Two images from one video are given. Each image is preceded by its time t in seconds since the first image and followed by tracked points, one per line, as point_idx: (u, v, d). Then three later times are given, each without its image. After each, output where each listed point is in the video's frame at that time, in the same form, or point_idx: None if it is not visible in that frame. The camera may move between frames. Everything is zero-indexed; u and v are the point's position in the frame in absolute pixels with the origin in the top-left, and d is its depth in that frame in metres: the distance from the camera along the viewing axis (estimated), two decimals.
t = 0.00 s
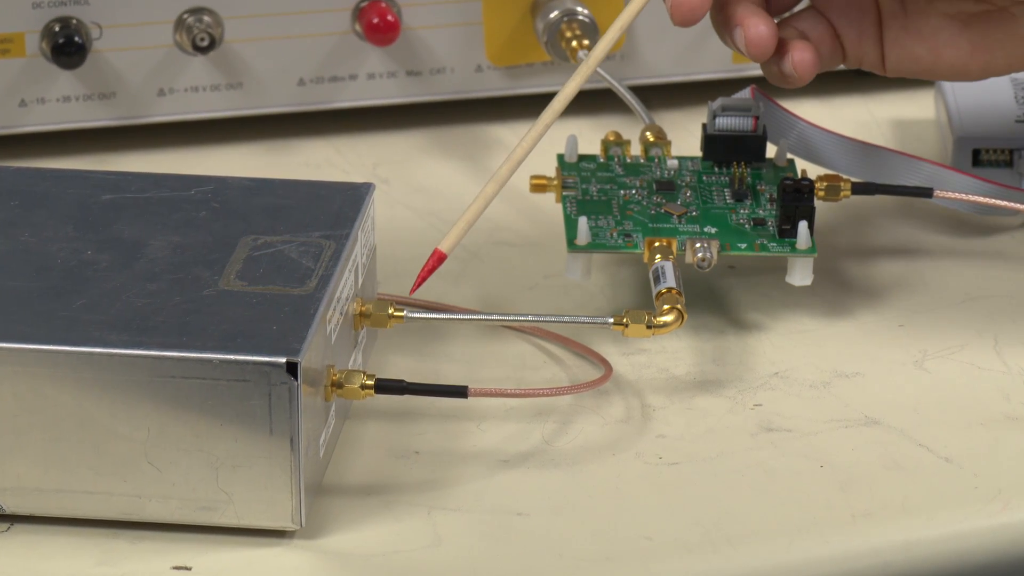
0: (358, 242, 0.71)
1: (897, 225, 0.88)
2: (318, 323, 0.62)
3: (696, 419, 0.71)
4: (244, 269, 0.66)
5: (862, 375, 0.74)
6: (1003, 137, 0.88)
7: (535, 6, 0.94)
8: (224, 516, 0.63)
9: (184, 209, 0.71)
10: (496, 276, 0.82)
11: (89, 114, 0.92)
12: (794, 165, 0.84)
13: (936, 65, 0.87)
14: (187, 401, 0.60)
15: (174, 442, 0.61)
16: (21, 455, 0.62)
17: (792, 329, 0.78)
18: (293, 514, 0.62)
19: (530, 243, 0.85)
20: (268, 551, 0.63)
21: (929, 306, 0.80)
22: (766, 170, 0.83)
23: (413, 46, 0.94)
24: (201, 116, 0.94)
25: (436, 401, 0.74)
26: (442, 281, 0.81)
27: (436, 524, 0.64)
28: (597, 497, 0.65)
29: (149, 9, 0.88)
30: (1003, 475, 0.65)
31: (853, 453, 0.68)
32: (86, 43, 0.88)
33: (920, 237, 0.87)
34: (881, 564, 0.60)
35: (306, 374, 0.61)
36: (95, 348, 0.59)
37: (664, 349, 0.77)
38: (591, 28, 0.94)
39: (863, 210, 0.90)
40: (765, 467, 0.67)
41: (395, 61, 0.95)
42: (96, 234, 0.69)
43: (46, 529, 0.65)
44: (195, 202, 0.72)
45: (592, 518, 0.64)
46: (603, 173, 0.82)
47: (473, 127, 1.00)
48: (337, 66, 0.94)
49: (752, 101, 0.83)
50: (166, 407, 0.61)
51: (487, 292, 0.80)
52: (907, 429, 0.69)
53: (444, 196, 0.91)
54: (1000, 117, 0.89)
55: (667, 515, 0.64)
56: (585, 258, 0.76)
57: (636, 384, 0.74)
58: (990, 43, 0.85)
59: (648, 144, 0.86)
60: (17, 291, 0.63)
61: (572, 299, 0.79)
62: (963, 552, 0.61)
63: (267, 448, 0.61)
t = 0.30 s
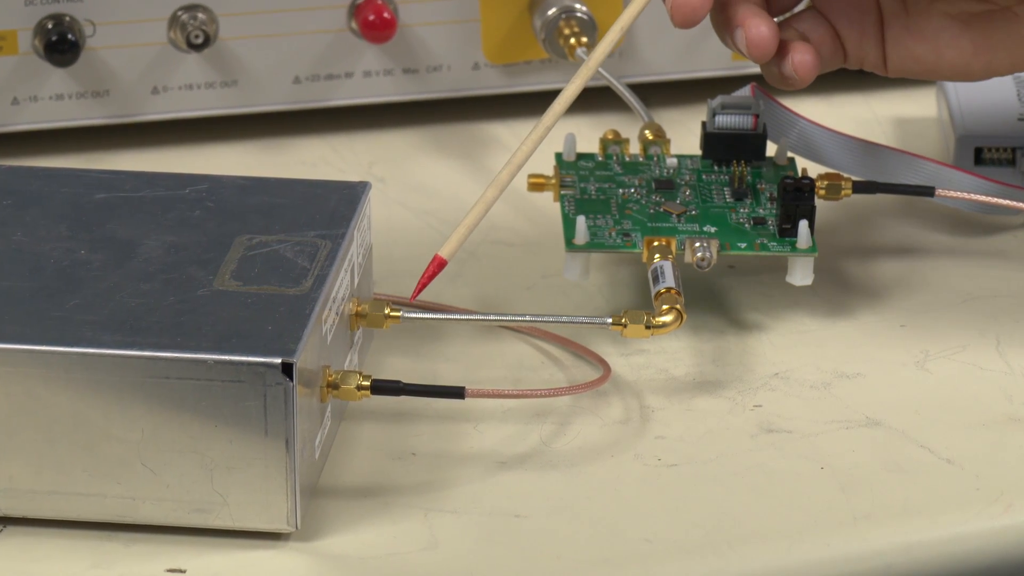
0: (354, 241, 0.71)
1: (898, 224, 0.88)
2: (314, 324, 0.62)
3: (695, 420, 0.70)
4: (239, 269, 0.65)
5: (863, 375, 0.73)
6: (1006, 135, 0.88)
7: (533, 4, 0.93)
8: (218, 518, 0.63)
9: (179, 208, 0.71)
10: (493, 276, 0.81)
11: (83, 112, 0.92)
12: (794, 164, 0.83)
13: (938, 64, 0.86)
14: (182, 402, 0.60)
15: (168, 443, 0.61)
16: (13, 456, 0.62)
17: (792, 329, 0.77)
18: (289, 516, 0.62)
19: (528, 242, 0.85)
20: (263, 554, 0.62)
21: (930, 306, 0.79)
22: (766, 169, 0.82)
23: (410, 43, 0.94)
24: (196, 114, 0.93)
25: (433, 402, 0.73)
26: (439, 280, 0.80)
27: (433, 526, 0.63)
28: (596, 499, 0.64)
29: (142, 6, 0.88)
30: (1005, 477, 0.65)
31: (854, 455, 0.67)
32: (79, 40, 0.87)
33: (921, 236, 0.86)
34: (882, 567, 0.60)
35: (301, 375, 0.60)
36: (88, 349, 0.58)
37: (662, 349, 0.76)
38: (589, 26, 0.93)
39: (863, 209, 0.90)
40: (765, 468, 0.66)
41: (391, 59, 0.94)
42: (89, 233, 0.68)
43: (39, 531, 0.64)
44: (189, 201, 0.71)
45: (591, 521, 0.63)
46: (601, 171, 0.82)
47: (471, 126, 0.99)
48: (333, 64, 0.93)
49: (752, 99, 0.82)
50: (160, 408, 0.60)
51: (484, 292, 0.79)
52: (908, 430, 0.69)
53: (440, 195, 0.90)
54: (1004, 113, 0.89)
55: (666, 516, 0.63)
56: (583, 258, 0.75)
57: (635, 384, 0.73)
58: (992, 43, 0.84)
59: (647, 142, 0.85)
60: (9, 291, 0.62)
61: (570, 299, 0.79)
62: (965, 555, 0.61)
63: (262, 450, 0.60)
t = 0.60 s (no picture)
0: (348, 241, 0.70)
1: (897, 223, 0.87)
2: (308, 324, 0.61)
3: (693, 421, 0.69)
4: (232, 269, 0.64)
5: (862, 376, 0.72)
6: (1007, 134, 0.87)
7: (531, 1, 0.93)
8: (212, 520, 0.62)
9: (171, 207, 0.70)
10: (489, 276, 0.80)
11: (75, 111, 0.91)
12: (793, 162, 0.83)
13: (938, 61, 0.86)
14: (175, 403, 0.59)
15: (161, 445, 0.60)
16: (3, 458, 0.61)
17: (791, 330, 0.77)
18: (283, 518, 0.61)
19: (525, 242, 0.84)
20: (256, 556, 0.62)
21: (930, 306, 0.78)
22: (764, 168, 0.81)
23: (405, 41, 0.93)
24: (190, 112, 0.93)
25: (428, 403, 0.72)
26: (434, 280, 0.79)
27: (428, 528, 0.62)
28: (593, 501, 0.64)
29: (135, 3, 0.87)
30: (1006, 478, 0.64)
31: (853, 456, 0.66)
32: (71, 38, 0.87)
33: (920, 235, 0.86)
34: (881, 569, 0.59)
35: (295, 376, 0.59)
36: (80, 350, 0.58)
37: (660, 350, 0.75)
38: (586, 23, 0.92)
39: (862, 208, 0.89)
40: (763, 470, 0.65)
41: (386, 57, 0.93)
42: (81, 233, 0.67)
43: (30, 534, 0.63)
44: (182, 201, 0.71)
45: (588, 523, 0.62)
46: (598, 170, 0.81)
47: (467, 125, 0.99)
48: (327, 61, 0.93)
49: (751, 98, 0.82)
50: (153, 410, 0.59)
51: (480, 292, 0.78)
52: (908, 431, 0.68)
53: (436, 194, 0.90)
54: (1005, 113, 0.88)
55: (664, 519, 0.62)
56: (580, 257, 0.74)
57: (632, 385, 0.72)
58: (993, 40, 0.84)
59: (643, 141, 0.84)
60: None
61: (566, 299, 0.78)
62: (965, 556, 0.60)
63: (256, 452, 0.60)
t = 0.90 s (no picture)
0: (343, 241, 0.69)
1: (896, 223, 0.87)
2: (302, 324, 0.60)
3: (691, 422, 0.69)
4: (226, 269, 0.64)
5: (862, 377, 0.72)
6: (1007, 132, 0.87)
7: None
8: (206, 522, 0.61)
9: (164, 207, 0.69)
10: (485, 276, 0.79)
11: (67, 110, 0.90)
12: (792, 161, 0.82)
13: (939, 60, 0.85)
14: (168, 405, 0.58)
15: (154, 446, 0.59)
16: None
17: (789, 330, 0.76)
18: (277, 521, 0.60)
19: (521, 242, 0.83)
20: (250, 559, 0.61)
21: (930, 306, 0.78)
22: (763, 166, 0.81)
23: (400, 39, 0.92)
24: (183, 111, 0.92)
25: (424, 405, 0.72)
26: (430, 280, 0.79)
27: (424, 531, 0.62)
28: (590, 503, 0.63)
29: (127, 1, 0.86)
30: (1007, 479, 0.64)
31: (853, 458, 0.66)
32: (63, 36, 0.86)
33: (919, 235, 0.85)
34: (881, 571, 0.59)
35: (289, 377, 0.58)
36: (71, 351, 0.57)
37: (657, 350, 0.75)
38: (582, 21, 0.92)
39: (862, 208, 0.88)
40: (762, 471, 0.65)
41: (380, 55, 0.93)
42: (73, 233, 0.66)
43: (21, 536, 0.62)
44: (175, 200, 0.70)
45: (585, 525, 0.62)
46: (595, 169, 0.80)
47: (463, 123, 0.98)
48: (322, 59, 0.92)
49: (749, 96, 0.81)
50: (146, 411, 0.58)
51: (476, 292, 0.78)
52: (908, 432, 0.68)
53: (431, 193, 0.89)
54: (1006, 112, 0.88)
55: (661, 521, 0.62)
56: (577, 257, 0.74)
57: (629, 386, 0.72)
58: (994, 36, 0.83)
59: (641, 138, 0.83)
60: None
61: (563, 299, 0.77)
62: (965, 559, 0.60)
63: (249, 453, 0.59)
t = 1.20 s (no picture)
0: (340, 240, 0.69)
1: (897, 222, 0.86)
2: (299, 325, 0.60)
3: (691, 423, 0.68)
4: (221, 269, 0.63)
5: (864, 378, 0.71)
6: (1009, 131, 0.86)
7: None
8: (201, 525, 0.60)
9: (159, 206, 0.69)
10: (484, 275, 0.79)
11: (62, 108, 0.89)
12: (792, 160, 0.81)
13: (941, 59, 0.85)
14: (163, 406, 0.57)
15: (149, 448, 0.59)
16: None
17: (790, 330, 0.75)
18: (273, 523, 0.60)
19: (520, 241, 0.83)
20: (246, 562, 0.60)
21: (932, 306, 0.77)
22: (764, 165, 0.80)
23: (397, 36, 0.92)
24: (178, 109, 0.91)
25: (421, 406, 0.71)
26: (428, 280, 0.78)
27: (422, 533, 0.61)
28: (589, 505, 0.63)
29: None
30: (1010, 481, 0.63)
31: (854, 459, 0.65)
32: (57, 33, 0.85)
33: (921, 234, 0.85)
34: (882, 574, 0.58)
35: (286, 378, 0.58)
36: (65, 351, 0.56)
37: (657, 351, 0.74)
38: (581, 18, 0.91)
39: (862, 206, 0.88)
40: (763, 473, 0.64)
41: (377, 53, 0.92)
42: (67, 232, 0.66)
43: (14, 538, 0.62)
44: (170, 199, 0.69)
45: (584, 527, 0.61)
46: (594, 168, 0.80)
47: (460, 122, 0.97)
48: (318, 57, 0.91)
49: (750, 94, 0.81)
50: (141, 413, 0.58)
51: (474, 292, 0.77)
52: (911, 434, 0.67)
53: (429, 192, 0.88)
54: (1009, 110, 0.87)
55: (661, 523, 0.61)
56: (576, 257, 0.73)
57: (629, 387, 0.71)
58: (997, 35, 0.82)
59: (641, 137, 0.82)
60: None
61: (562, 299, 0.77)
62: (967, 562, 0.59)
63: (245, 455, 0.58)
